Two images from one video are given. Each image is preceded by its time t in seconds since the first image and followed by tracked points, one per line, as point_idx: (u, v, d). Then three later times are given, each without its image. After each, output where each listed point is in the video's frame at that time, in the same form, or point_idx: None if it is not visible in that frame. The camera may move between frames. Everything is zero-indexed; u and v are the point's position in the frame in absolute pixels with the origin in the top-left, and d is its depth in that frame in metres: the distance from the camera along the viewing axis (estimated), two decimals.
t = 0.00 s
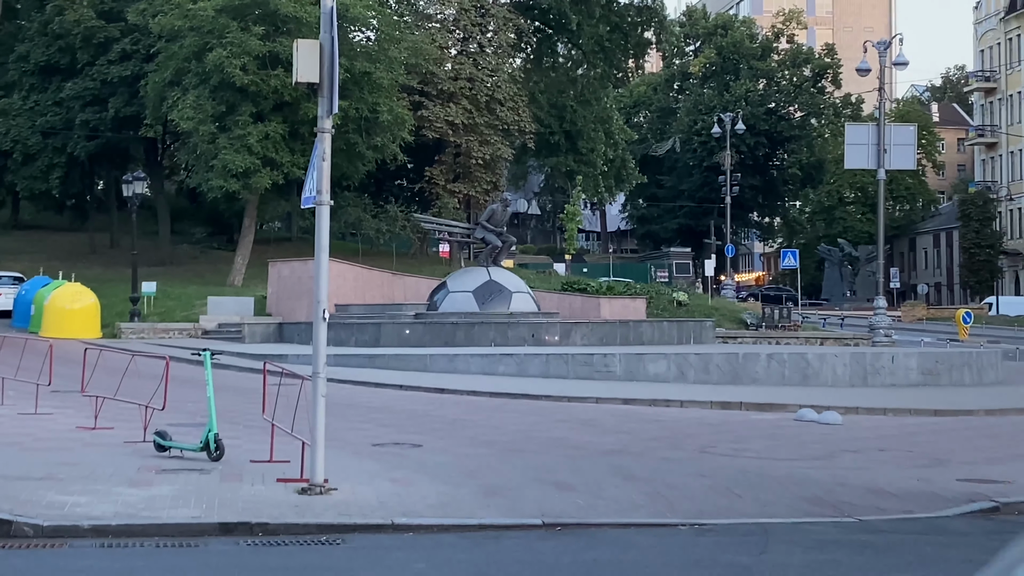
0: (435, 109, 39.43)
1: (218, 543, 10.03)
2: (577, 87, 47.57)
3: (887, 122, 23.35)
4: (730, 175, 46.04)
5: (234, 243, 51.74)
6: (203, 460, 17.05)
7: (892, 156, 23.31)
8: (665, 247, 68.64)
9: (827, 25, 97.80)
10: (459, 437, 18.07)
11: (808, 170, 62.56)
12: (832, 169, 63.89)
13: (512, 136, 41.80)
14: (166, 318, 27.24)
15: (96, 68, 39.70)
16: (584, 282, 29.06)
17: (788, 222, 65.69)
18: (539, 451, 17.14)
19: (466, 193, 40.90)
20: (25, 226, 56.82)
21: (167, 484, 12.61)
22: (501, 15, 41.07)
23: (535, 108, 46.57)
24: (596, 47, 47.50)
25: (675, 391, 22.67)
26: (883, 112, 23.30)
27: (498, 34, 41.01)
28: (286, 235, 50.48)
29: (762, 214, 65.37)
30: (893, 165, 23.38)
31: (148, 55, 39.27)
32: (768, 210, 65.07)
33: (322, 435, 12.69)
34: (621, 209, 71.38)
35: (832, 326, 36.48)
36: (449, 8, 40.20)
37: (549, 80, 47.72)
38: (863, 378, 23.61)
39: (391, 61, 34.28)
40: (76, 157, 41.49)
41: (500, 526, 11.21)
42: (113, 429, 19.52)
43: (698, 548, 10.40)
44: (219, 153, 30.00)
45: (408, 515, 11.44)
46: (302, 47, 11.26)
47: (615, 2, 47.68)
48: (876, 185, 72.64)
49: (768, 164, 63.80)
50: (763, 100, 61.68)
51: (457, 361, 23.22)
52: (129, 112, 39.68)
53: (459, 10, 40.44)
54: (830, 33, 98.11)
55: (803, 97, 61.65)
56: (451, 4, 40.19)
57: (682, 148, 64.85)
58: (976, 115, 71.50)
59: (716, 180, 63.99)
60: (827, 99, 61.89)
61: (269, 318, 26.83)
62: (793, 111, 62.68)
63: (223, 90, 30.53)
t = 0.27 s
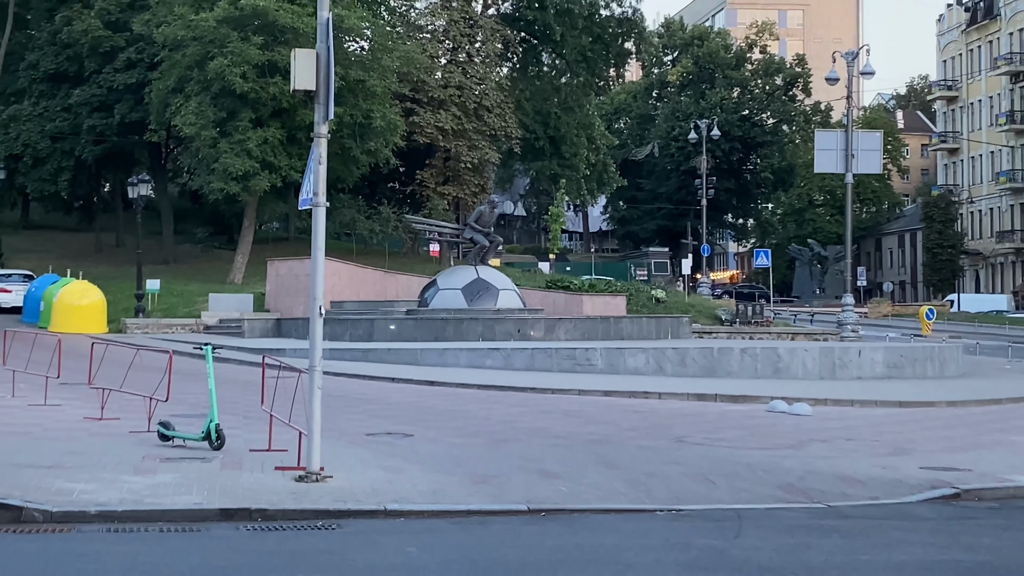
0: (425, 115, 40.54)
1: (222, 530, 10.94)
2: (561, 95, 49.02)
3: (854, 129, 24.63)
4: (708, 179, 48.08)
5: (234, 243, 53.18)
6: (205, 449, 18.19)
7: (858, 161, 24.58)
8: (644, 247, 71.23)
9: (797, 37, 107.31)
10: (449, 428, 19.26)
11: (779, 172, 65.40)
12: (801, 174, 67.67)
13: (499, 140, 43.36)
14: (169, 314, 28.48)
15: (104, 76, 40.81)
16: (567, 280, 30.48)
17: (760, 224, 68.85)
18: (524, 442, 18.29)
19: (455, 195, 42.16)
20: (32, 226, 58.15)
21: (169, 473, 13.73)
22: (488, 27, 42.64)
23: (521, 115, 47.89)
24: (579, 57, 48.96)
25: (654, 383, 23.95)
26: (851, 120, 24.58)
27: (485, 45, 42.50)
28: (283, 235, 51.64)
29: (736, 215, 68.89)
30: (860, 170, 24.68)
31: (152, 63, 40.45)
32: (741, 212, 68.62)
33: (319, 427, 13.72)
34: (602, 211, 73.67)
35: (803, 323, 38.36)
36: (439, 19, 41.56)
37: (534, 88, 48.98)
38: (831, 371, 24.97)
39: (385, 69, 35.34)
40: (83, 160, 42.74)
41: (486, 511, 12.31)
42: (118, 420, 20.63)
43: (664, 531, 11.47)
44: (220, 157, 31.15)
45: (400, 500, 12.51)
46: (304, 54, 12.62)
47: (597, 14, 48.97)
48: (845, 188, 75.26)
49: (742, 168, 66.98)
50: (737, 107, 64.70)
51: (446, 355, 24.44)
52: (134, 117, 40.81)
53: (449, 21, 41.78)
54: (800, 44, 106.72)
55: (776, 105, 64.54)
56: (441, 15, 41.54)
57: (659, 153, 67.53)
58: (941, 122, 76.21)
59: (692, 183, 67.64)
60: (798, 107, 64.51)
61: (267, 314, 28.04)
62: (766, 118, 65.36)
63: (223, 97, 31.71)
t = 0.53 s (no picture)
0: (415, 121, 41.57)
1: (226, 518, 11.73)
2: (545, 102, 50.32)
3: (826, 135, 25.75)
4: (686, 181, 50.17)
5: (232, 243, 54.36)
6: (203, 440, 19.28)
7: (829, 165, 25.73)
8: (624, 248, 73.60)
9: (771, 47, 109.88)
10: (438, 421, 20.35)
11: (753, 177, 68.49)
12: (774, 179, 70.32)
13: (486, 146, 44.48)
14: (169, 311, 29.52)
15: (106, 82, 41.67)
16: (550, 280, 31.72)
17: (735, 225, 70.96)
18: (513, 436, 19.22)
19: (444, 198, 43.31)
20: (38, 227, 59.39)
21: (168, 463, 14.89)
22: (476, 36, 43.72)
23: (507, 121, 48.94)
24: (563, 65, 50.30)
25: (633, 378, 25.09)
26: (822, 126, 25.71)
27: (472, 53, 43.56)
28: (279, 236, 52.52)
29: (712, 218, 71.01)
30: (830, 174, 25.84)
31: (153, 70, 41.48)
32: (718, 214, 70.81)
33: (312, 423, 14.84)
34: (585, 212, 76.41)
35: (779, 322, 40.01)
36: (429, 29, 42.59)
37: (519, 95, 50.05)
38: (803, 366, 26.18)
39: (376, 77, 36.26)
40: (87, 163, 43.70)
41: (474, 501, 13.35)
42: (120, 412, 21.68)
43: (639, 518, 12.43)
44: (218, 160, 32.13)
45: (390, 490, 13.57)
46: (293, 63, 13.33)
47: (580, 24, 50.01)
48: (815, 191, 77.98)
49: (718, 172, 69.39)
50: (713, 115, 67.28)
51: (435, 351, 25.55)
52: (136, 123, 41.54)
53: (438, 30, 42.84)
54: (774, 55, 109.82)
55: (750, 112, 67.23)
56: (430, 25, 42.55)
57: (639, 157, 70.91)
58: (907, 128, 80.26)
59: (670, 187, 69.96)
60: (772, 114, 67.40)
61: (263, 311, 29.12)
62: (741, 124, 68.17)
63: (221, 103, 32.69)
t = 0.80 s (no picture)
0: (407, 131, 43.41)
1: (231, 508, 12.77)
2: (529, 113, 52.21)
3: (791, 145, 27.60)
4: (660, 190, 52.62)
5: (235, 246, 56.07)
6: (206, 430, 21.00)
7: (794, 173, 27.61)
8: (603, 251, 76.35)
9: (740, 63, 114.55)
10: (427, 411, 22.13)
11: (724, 184, 71.63)
12: (743, 186, 73.58)
13: (473, 154, 46.12)
14: (175, 309, 31.18)
15: (116, 93, 43.19)
16: (533, 280, 33.60)
17: (705, 230, 74.75)
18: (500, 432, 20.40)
19: (433, 204, 44.92)
20: (50, 228, 61.05)
21: (174, 451, 16.66)
22: (464, 51, 45.57)
23: (492, 131, 50.60)
24: (545, 79, 52.12)
25: (610, 371, 26.89)
26: (787, 137, 27.56)
27: (461, 67, 45.39)
28: (280, 238, 54.02)
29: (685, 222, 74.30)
30: (795, 181, 27.69)
31: (161, 82, 42.81)
32: (690, 219, 73.88)
33: (309, 415, 16.63)
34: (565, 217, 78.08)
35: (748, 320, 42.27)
36: (420, 44, 44.26)
37: (504, 107, 51.82)
38: (769, 361, 28.07)
39: (370, 89, 38.03)
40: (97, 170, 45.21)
41: (461, 485, 15.09)
42: (129, 403, 23.37)
43: (608, 500, 14.14)
44: (222, 167, 33.68)
45: (382, 477, 15.21)
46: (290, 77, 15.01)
47: (562, 39, 51.85)
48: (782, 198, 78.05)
49: (691, 180, 72.21)
50: (686, 125, 70.26)
51: (425, 346, 27.32)
52: (144, 132, 43.22)
53: (428, 46, 44.51)
54: (742, 70, 114.62)
55: (720, 124, 70.68)
56: (422, 40, 44.28)
57: (616, 166, 72.97)
58: (866, 140, 85.43)
59: (646, 194, 72.43)
60: (740, 126, 71.30)
61: (263, 309, 30.84)
62: (712, 135, 71.23)
63: (224, 112, 34.23)
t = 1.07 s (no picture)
0: (398, 141, 45.07)
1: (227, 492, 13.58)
2: (512, 124, 53.95)
3: (756, 155, 29.66)
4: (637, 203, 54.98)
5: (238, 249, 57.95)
6: (208, 421, 22.74)
7: (760, 181, 29.73)
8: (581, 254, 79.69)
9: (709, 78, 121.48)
10: (417, 404, 23.97)
11: (694, 192, 75.22)
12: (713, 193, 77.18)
13: (460, 162, 47.95)
14: (179, 306, 32.98)
15: (126, 104, 44.95)
16: (516, 280, 35.63)
17: (677, 234, 77.99)
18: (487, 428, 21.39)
19: (423, 209, 46.73)
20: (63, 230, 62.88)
21: (179, 440, 18.49)
22: (452, 66, 47.37)
23: (478, 142, 52.49)
24: (528, 93, 53.93)
25: (588, 366, 28.85)
26: (753, 147, 29.61)
27: (450, 82, 47.28)
28: (277, 241, 55.64)
29: (657, 227, 77.63)
30: (760, 189, 29.80)
31: (167, 94, 44.31)
32: (662, 224, 77.48)
33: (305, 408, 18.41)
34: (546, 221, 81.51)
35: (719, 319, 44.70)
36: (410, 60, 46.03)
37: (489, 118, 53.67)
38: (736, 357, 30.12)
39: (365, 101, 39.74)
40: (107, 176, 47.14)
41: (445, 470, 16.86)
42: (137, 395, 25.13)
43: (578, 483, 15.90)
44: (224, 174, 35.41)
45: (374, 463, 16.95)
46: (289, 89, 17.01)
47: (542, 56, 53.71)
48: (748, 205, 83.61)
49: (664, 187, 75.67)
50: (659, 137, 73.56)
51: (415, 342, 29.21)
52: (151, 140, 44.99)
53: (418, 61, 46.43)
54: (712, 85, 122.24)
55: (691, 135, 73.98)
56: (412, 57, 46.08)
57: (594, 174, 76.16)
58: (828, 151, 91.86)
59: (621, 201, 75.77)
60: (709, 137, 74.37)
61: (263, 307, 32.66)
62: (684, 145, 74.66)
63: (227, 122, 35.98)
